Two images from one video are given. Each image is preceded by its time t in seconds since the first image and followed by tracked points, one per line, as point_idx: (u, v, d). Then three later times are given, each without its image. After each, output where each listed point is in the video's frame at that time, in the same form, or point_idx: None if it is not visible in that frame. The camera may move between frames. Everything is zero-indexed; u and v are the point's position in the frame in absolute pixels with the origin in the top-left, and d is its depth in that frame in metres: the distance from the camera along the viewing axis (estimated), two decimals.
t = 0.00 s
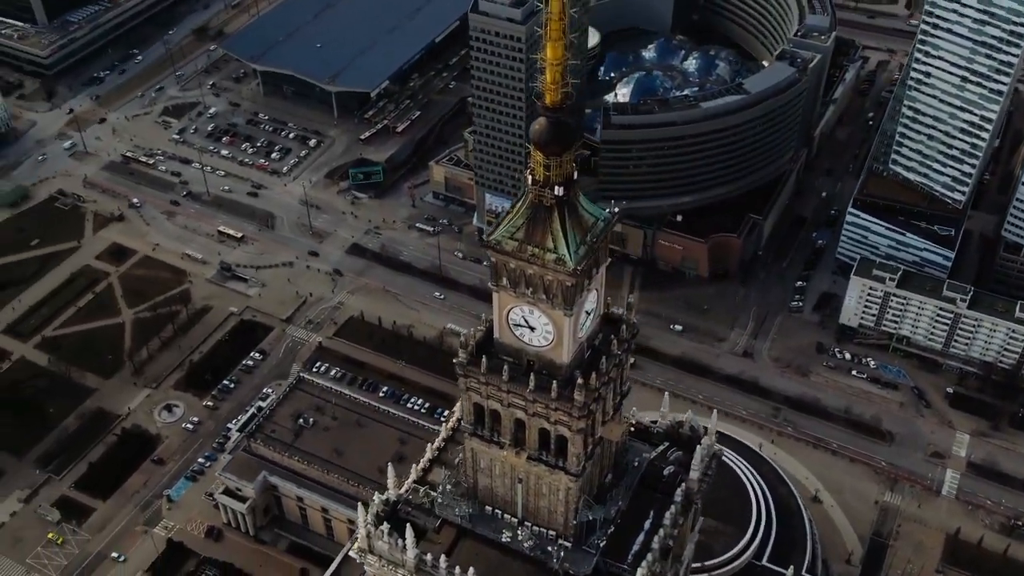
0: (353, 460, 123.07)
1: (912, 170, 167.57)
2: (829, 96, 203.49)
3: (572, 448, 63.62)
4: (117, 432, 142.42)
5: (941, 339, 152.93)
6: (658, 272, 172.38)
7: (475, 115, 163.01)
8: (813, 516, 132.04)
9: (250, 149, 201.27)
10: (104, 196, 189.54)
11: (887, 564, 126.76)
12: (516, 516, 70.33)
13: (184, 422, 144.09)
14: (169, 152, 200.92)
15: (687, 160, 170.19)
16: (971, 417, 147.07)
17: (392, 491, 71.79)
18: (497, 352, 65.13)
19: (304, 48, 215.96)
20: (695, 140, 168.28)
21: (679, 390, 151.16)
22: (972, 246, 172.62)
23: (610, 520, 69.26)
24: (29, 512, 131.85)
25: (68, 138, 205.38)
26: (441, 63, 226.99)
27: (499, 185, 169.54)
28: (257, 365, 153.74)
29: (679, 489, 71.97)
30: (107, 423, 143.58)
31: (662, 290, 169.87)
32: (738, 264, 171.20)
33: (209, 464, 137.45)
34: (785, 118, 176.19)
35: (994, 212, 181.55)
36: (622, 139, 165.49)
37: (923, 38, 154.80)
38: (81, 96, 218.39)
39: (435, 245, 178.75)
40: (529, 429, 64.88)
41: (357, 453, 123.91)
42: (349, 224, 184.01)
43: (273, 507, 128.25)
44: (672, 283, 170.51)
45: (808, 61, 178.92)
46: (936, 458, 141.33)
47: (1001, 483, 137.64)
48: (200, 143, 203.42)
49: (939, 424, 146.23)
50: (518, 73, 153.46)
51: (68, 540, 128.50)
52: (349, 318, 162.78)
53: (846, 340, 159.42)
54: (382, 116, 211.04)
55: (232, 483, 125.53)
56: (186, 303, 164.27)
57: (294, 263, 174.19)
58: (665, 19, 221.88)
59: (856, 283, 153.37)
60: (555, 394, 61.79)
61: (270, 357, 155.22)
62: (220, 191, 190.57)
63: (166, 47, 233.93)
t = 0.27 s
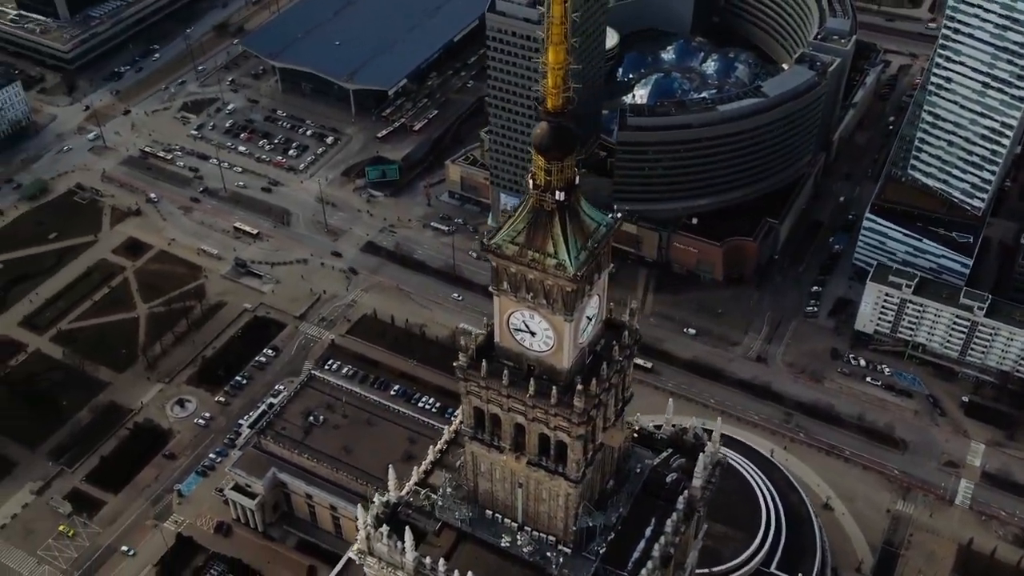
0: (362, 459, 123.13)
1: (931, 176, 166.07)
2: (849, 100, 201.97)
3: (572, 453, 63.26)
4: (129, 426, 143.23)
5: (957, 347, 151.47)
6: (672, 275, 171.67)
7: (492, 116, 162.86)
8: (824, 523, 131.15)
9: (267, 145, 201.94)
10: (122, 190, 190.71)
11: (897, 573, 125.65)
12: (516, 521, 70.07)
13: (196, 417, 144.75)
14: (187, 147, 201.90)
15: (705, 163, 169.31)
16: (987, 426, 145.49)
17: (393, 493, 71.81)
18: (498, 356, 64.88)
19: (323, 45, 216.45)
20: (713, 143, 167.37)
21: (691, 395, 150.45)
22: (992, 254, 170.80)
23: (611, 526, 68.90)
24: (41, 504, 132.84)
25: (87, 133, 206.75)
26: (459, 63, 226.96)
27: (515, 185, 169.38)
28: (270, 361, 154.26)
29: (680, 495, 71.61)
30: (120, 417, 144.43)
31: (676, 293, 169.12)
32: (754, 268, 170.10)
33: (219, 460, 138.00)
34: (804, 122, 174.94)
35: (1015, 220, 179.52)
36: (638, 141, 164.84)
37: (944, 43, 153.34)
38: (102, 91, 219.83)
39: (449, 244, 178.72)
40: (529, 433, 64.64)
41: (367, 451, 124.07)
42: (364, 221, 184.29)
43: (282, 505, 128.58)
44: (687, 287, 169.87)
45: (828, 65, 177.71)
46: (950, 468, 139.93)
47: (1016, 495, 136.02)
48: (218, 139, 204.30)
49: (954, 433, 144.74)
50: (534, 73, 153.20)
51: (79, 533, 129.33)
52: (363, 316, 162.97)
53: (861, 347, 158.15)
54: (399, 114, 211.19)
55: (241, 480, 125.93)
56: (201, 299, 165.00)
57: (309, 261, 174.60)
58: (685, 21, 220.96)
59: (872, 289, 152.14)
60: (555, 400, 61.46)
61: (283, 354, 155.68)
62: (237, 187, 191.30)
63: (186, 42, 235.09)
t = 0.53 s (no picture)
0: (372, 457, 123.26)
1: (950, 182, 164.46)
2: (869, 104, 200.33)
3: (572, 458, 62.96)
4: (142, 419, 144.06)
5: (974, 354, 149.91)
6: (686, 277, 170.91)
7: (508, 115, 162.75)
8: (835, 531, 130.18)
9: (285, 142, 202.54)
10: (140, 185, 191.81)
11: None
12: (517, 524, 69.89)
13: (209, 412, 145.43)
14: (205, 143, 202.85)
15: (722, 165, 168.30)
16: (1003, 436, 143.94)
17: (394, 494, 71.83)
18: (499, 359, 64.68)
19: (343, 43, 216.85)
20: (730, 146, 166.36)
21: (703, 398, 149.71)
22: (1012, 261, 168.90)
23: (613, 532, 68.56)
24: (54, 496, 133.84)
25: (107, 127, 208.05)
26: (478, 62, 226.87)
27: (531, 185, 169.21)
28: (283, 358, 154.75)
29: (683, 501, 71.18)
30: (133, 411, 145.28)
31: (690, 296, 168.36)
32: (770, 272, 169.02)
33: (230, 455, 138.54)
34: (823, 126, 173.63)
35: None
36: (655, 143, 163.95)
37: (966, 47, 151.90)
38: (123, 85, 221.23)
39: (464, 243, 178.65)
40: (529, 437, 64.41)
41: (377, 449, 124.17)
42: (380, 219, 184.53)
43: (292, 501, 128.95)
44: (702, 290, 169.09)
45: (848, 69, 176.23)
46: (964, 477, 138.54)
47: None
48: (237, 135, 205.17)
49: (970, 442, 143.27)
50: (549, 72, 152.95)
51: (90, 525, 130.21)
52: (377, 314, 163.18)
53: (876, 353, 156.84)
54: (417, 112, 211.34)
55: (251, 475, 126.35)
56: (216, 294, 165.74)
57: (324, 258, 175.00)
58: (705, 22, 219.86)
59: (889, 295, 150.86)
60: (555, 404, 61.19)
61: (296, 351, 156.15)
62: (254, 183, 191.99)
63: (207, 38, 236.18)
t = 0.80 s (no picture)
0: (383, 454, 123.45)
1: (974, 189, 162.58)
2: (894, 109, 198.35)
3: (572, 463, 62.68)
4: (158, 412, 145.03)
5: (994, 364, 148.13)
6: (704, 281, 170.07)
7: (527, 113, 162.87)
8: (848, 539, 129.10)
9: (306, 138, 203.26)
10: (162, 178, 193.14)
11: None
12: (517, 527, 69.75)
13: (224, 406, 146.22)
14: (227, 137, 203.91)
15: (741, 168, 167.27)
16: (1021, 447, 142.18)
17: (396, 494, 71.96)
18: (501, 362, 64.57)
19: (366, 40, 217.31)
20: (750, 148, 165.37)
21: (718, 403, 148.87)
22: None
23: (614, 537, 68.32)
24: (69, 486, 135.03)
25: (131, 120, 209.67)
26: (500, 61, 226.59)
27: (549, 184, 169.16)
28: (299, 353, 155.33)
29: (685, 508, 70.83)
30: (149, 403, 146.31)
31: (707, 299, 167.46)
32: (789, 277, 167.65)
33: (243, 449, 139.25)
34: (845, 130, 172.13)
35: None
36: (674, 144, 163.32)
37: (992, 53, 150.19)
38: (147, 79, 222.78)
39: (482, 242, 178.51)
40: (530, 441, 64.23)
41: (389, 446, 124.36)
42: (399, 217, 184.77)
43: (303, 497, 129.41)
44: (720, 293, 168.18)
45: (872, 74, 174.58)
46: (981, 488, 136.95)
47: None
48: (259, 130, 206.11)
49: (987, 453, 141.61)
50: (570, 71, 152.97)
51: (104, 516, 131.29)
52: (393, 311, 163.44)
53: (895, 360, 155.37)
54: (438, 110, 211.40)
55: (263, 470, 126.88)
56: (234, 288, 166.60)
57: (341, 254, 175.45)
58: (729, 24, 218.57)
59: (908, 303, 149.40)
60: (557, 409, 60.92)
61: (312, 347, 156.69)
62: (274, 178, 192.78)
63: (231, 33, 237.33)
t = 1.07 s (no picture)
0: (394, 452, 123.56)
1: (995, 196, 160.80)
2: (916, 113, 196.48)
3: (571, 467, 62.47)
4: (172, 405, 145.90)
5: (1012, 373, 146.50)
6: (719, 284, 169.28)
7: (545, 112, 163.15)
8: (859, 547, 128.10)
9: (325, 135, 203.81)
10: (181, 172, 194.29)
11: None
12: (517, 530, 69.63)
13: (237, 400, 146.93)
14: (246, 133, 204.81)
15: (759, 171, 166.38)
16: None
17: (397, 494, 72.24)
18: (501, 364, 64.49)
19: (386, 37, 217.62)
20: (768, 151, 164.43)
21: (731, 407, 148.14)
22: None
23: (614, 542, 68.16)
24: (83, 477, 136.10)
25: (152, 114, 211.03)
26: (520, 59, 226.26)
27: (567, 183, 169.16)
28: (312, 349, 155.82)
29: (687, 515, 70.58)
30: (163, 396, 147.23)
31: (722, 302, 166.64)
32: (806, 281, 166.56)
33: (255, 444, 139.85)
34: (866, 135, 170.77)
35: None
36: (691, 146, 162.76)
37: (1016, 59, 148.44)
38: (169, 73, 224.13)
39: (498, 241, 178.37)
40: (529, 444, 64.10)
41: (399, 444, 124.46)
42: (415, 214, 184.92)
43: (313, 493, 129.86)
44: (735, 297, 167.32)
45: (894, 79, 173.10)
46: (996, 498, 135.49)
47: None
48: (278, 126, 206.88)
49: (1003, 463, 140.08)
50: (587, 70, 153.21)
51: (116, 507, 132.25)
52: (407, 309, 163.57)
53: (911, 367, 154.02)
54: (457, 108, 211.32)
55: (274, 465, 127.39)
56: (250, 283, 167.32)
57: (357, 251, 175.80)
58: (750, 26, 217.34)
59: (926, 309, 148.06)
60: (557, 412, 60.74)
61: (326, 343, 157.12)
62: (292, 174, 193.44)
63: (253, 29, 238.24)
